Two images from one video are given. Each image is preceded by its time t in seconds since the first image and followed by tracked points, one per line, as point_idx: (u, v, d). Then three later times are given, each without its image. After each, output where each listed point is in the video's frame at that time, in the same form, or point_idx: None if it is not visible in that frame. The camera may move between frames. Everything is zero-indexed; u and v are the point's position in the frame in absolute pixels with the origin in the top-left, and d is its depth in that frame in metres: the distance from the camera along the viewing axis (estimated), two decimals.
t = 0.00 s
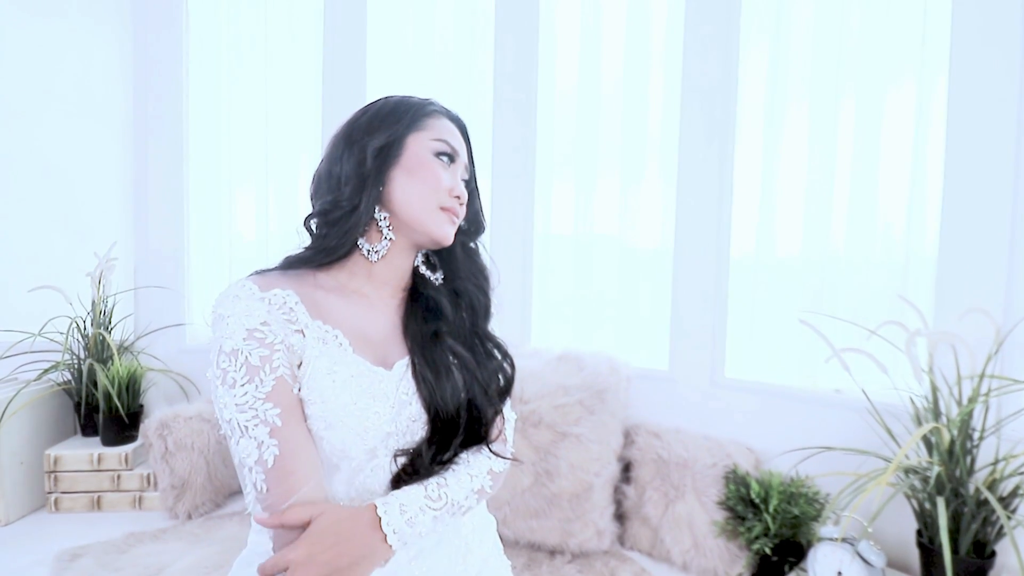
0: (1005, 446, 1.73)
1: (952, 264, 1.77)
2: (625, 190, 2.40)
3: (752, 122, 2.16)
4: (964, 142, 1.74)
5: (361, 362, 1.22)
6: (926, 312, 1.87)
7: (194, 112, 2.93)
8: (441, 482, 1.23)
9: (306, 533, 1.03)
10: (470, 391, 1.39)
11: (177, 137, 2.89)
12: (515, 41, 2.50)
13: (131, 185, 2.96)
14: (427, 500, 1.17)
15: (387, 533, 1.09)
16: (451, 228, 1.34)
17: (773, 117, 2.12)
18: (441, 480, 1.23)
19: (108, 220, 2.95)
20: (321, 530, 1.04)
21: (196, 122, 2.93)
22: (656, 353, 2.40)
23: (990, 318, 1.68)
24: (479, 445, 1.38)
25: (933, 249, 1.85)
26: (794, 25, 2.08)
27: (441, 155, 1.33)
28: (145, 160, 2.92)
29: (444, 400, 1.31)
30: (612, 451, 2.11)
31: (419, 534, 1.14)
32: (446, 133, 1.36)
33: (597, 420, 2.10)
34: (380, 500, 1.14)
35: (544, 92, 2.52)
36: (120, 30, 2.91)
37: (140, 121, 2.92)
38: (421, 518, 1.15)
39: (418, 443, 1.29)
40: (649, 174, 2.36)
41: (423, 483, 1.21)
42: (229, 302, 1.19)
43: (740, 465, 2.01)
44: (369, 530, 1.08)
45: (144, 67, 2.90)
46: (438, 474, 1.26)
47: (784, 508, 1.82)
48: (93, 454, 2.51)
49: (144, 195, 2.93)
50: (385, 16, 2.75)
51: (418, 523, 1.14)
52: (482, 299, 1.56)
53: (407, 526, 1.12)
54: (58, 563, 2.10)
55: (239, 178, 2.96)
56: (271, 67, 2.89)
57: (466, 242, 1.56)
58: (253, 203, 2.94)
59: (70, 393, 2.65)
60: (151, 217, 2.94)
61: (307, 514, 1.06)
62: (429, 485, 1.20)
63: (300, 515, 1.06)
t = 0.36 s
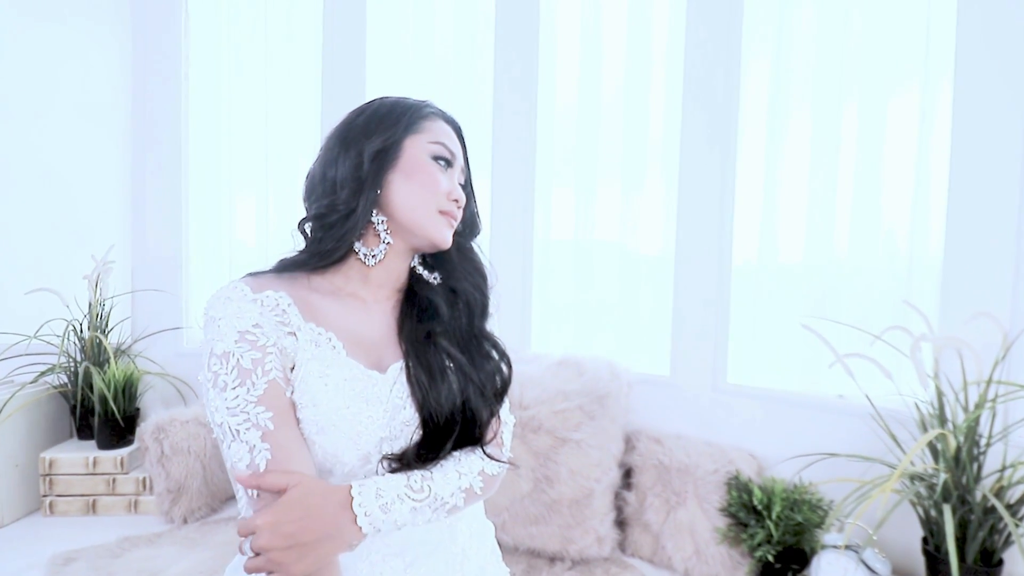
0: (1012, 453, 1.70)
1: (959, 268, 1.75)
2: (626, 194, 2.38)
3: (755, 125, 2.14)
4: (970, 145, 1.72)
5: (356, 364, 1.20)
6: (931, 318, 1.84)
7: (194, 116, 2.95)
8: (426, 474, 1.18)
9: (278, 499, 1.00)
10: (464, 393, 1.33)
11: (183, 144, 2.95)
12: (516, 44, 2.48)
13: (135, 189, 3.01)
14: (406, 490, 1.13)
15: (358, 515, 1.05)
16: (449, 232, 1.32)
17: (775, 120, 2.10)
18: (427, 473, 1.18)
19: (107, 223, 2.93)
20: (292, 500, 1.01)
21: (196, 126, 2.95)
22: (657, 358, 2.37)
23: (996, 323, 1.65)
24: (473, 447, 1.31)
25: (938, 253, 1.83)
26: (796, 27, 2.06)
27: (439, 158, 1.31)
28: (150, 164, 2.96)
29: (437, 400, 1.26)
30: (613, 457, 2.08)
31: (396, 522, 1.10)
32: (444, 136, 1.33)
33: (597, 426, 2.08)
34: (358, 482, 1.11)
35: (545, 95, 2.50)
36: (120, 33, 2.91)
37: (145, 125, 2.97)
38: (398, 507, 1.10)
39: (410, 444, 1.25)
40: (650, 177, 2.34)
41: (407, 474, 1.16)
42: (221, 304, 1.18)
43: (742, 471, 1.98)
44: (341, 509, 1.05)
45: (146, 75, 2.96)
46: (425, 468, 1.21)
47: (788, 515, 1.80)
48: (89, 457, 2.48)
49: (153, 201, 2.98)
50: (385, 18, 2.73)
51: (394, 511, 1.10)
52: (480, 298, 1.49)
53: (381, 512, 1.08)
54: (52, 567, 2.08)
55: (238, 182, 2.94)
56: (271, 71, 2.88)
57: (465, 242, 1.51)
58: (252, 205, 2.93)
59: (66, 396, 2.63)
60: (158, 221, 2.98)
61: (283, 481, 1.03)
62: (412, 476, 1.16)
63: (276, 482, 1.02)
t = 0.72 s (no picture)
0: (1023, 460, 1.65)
1: (966, 270, 1.70)
2: (625, 194, 2.33)
3: (756, 124, 2.09)
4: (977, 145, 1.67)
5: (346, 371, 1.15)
6: (938, 321, 1.80)
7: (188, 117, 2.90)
8: (415, 481, 1.14)
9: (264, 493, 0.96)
10: (458, 399, 1.28)
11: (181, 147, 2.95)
12: (512, 43, 2.44)
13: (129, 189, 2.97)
14: (392, 497, 1.09)
15: (339, 518, 1.02)
16: (445, 236, 1.27)
17: (776, 119, 2.05)
18: (416, 479, 1.14)
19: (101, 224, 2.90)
20: (276, 495, 0.97)
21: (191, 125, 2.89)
22: (656, 362, 2.32)
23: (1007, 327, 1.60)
24: (468, 456, 1.26)
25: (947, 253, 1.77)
26: (797, 24, 2.01)
27: (435, 160, 1.27)
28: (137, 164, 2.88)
29: (431, 405, 1.22)
30: (612, 463, 2.03)
31: (379, 529, 1.07)
32: (441, 136, 1.29)
33: (596, 432, 2.04)
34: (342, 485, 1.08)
35: (542, 94, 2.46)
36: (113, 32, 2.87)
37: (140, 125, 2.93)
38: (382, 513, 1.07)
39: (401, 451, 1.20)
40: (649, 178, 2.29)
41: (396, 480, 1.12)
42: (206, 309, 1.14)
43: (746, 478, 1.93)
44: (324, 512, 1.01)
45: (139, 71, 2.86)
46: (415, 474, 1.17)
47: (793, 523, 1.75)
48: (81, 462, 2.44)
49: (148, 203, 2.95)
50: (380, 17, 2.69)
51: (378, 517, 1.06)
52: (477, 302, 1.44)
53: (364, 517, 1.04)
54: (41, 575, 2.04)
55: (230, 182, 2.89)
56: (265, 70, 2.84)
57: (464, 245, 1.46)
58: (247, 206, 2.88)
59: (59, 399, 2.59)
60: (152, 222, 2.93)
61: (269, 475, 0.98)
62: (401, 482, 1.12)
63: (263, 475, 0.98)
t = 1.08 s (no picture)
0: None
1: (977, 272, 1.63)
2: (623, 193, 2.27)
3: (756, 121, 2.03)
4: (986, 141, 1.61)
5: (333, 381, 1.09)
6: (946, 324, 1.74)
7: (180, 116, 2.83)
8: (403, 497, 1.08)
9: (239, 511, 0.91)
10: (450, 409, 1.22)
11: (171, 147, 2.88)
12: (506, 40, 2.39)
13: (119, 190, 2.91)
14: (376, 516, 1.03)
15: (318, 538, 0.96)
16: (439, 238, 1.21)
17: (776, 115, 1.99)
18: (404, 496, 1.08)
19: (89, 225, 2.83)
20: (250, 515, 0.91)
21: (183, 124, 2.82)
22: (655, 365, 2.26)
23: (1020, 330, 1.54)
24: (462, 468, 1.20)
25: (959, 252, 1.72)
26: (797, 19, 1.95)
27: (428, 158, 1.21)
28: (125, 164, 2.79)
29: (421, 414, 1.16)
30: (610, 471, 1.97)
31: (362, 550, 1.01)
32: (433, 133, 1.23)
33: (595, 438, 1.98)
34: (324, 501, 1.02)
35: (536, 91, 2.40)
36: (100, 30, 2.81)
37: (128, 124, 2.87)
38: (366, 533, 1.01)
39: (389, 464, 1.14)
40: (647, 177, 2.23)
41: (383, 496, 1.07)
42: (185, 314, 1.08)
43: (748, 486, 1.87)
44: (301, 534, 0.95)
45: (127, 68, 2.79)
46: (403, 490, 1.11)
47: (798, 533, 1.70)
48: (67, 469, 2.38)
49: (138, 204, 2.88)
50: (371, 14, 2.64)
51: (362, 537, 1.00)
52: (470, 305, 1.38)
53: (346, 538, 0.98)
54: None
55: (222, 182, 2.83)
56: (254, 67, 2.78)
57: (457, 246, 1.40)
58: (238, 207, 2.82)
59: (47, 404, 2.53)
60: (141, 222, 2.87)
61: (247, 489, 0.93)
62: (387, 499, 1.06)
63: (241, 487, 0.93)
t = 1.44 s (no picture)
0: None
1: (990, 274, 1.57)
2: (624, 193, 2.21)
3: (762, 118, 1.98)
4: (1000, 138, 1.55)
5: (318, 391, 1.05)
6: (959, 327, 1.68)
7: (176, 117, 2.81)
8: (388, 516, 1.03)
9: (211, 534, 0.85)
10: (440, 421, 1.17)
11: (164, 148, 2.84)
12: (505, 36, 2.33)
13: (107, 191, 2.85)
14: (357, 539, 0.98)
15: (293, 566, 0.91)
16: (432, 240, 1.15)
17: (782, 112, 1.93)
18: (389, 515, 1.03)
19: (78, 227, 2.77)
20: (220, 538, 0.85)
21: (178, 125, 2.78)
22: (657, 369, 2.21)
23: None
24: (454, 483, 1.16)
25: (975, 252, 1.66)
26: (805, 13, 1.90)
27: (419, 155, 1.16)
28: (115, 163, 2.73)
29: (409, 428, 1.12)
30: (611, 478, 1.91)
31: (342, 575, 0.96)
32: (425, 127, 1.17)
33: (596, 444, 1.92)
34: (302, 523, 0.97)
35: (536, 89, 2.35)
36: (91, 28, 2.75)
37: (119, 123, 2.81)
38: (346, 558, 0.96)
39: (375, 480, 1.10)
40: (648, 176, 2.18)
41: (366, 516, 1.01)
42: (158, 321, 1.03)
43: (753, 494, 1.81)
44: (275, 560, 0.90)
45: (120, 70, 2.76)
46: (389, 507, 1.06)
47: (804, 543, 1.64)
48: (53, 478, 2.31)
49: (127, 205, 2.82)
50: (367, 11, 2.58)
51: (340, 562, 0.95)
52: (465, 308, 1.32)
53: (323, 564, 0.93)
54: None
55: (216, 184, 2.77)
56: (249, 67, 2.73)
57: (449, 244, 1.34)
58: (232, 209, 2.77)
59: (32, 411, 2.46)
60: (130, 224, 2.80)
61: (217, 510, 0.86)
62: (370, 519, 1.01)
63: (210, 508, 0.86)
